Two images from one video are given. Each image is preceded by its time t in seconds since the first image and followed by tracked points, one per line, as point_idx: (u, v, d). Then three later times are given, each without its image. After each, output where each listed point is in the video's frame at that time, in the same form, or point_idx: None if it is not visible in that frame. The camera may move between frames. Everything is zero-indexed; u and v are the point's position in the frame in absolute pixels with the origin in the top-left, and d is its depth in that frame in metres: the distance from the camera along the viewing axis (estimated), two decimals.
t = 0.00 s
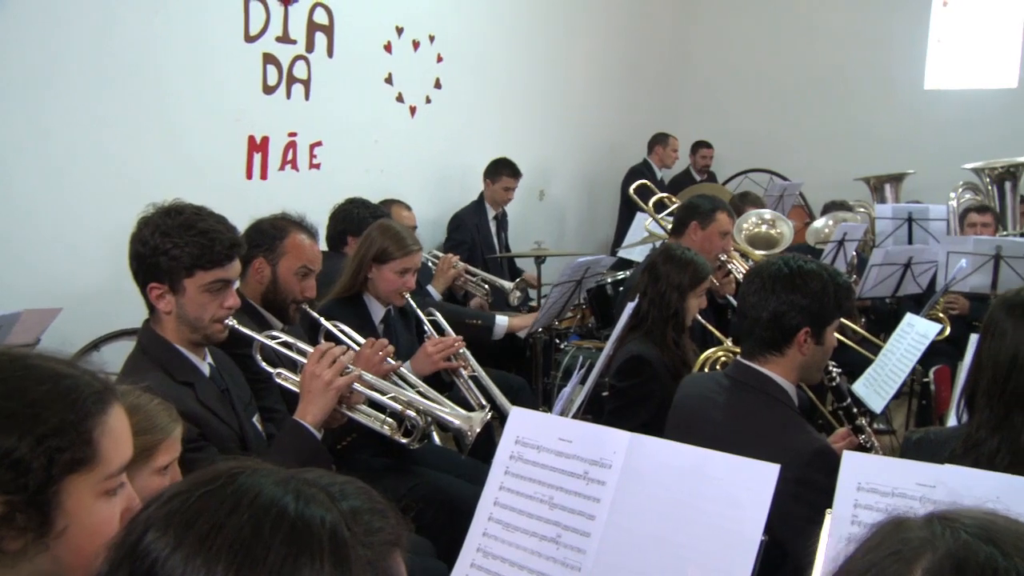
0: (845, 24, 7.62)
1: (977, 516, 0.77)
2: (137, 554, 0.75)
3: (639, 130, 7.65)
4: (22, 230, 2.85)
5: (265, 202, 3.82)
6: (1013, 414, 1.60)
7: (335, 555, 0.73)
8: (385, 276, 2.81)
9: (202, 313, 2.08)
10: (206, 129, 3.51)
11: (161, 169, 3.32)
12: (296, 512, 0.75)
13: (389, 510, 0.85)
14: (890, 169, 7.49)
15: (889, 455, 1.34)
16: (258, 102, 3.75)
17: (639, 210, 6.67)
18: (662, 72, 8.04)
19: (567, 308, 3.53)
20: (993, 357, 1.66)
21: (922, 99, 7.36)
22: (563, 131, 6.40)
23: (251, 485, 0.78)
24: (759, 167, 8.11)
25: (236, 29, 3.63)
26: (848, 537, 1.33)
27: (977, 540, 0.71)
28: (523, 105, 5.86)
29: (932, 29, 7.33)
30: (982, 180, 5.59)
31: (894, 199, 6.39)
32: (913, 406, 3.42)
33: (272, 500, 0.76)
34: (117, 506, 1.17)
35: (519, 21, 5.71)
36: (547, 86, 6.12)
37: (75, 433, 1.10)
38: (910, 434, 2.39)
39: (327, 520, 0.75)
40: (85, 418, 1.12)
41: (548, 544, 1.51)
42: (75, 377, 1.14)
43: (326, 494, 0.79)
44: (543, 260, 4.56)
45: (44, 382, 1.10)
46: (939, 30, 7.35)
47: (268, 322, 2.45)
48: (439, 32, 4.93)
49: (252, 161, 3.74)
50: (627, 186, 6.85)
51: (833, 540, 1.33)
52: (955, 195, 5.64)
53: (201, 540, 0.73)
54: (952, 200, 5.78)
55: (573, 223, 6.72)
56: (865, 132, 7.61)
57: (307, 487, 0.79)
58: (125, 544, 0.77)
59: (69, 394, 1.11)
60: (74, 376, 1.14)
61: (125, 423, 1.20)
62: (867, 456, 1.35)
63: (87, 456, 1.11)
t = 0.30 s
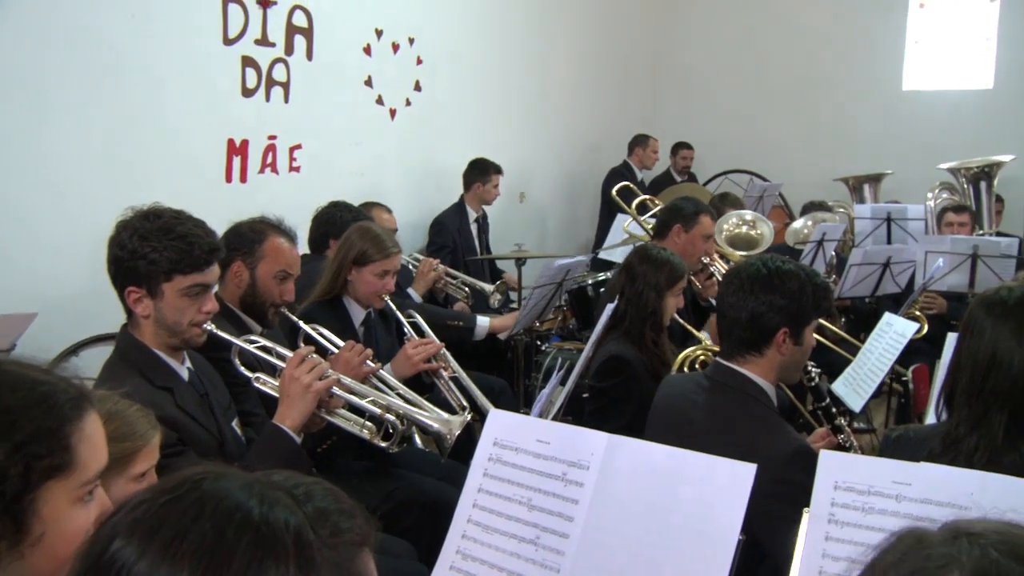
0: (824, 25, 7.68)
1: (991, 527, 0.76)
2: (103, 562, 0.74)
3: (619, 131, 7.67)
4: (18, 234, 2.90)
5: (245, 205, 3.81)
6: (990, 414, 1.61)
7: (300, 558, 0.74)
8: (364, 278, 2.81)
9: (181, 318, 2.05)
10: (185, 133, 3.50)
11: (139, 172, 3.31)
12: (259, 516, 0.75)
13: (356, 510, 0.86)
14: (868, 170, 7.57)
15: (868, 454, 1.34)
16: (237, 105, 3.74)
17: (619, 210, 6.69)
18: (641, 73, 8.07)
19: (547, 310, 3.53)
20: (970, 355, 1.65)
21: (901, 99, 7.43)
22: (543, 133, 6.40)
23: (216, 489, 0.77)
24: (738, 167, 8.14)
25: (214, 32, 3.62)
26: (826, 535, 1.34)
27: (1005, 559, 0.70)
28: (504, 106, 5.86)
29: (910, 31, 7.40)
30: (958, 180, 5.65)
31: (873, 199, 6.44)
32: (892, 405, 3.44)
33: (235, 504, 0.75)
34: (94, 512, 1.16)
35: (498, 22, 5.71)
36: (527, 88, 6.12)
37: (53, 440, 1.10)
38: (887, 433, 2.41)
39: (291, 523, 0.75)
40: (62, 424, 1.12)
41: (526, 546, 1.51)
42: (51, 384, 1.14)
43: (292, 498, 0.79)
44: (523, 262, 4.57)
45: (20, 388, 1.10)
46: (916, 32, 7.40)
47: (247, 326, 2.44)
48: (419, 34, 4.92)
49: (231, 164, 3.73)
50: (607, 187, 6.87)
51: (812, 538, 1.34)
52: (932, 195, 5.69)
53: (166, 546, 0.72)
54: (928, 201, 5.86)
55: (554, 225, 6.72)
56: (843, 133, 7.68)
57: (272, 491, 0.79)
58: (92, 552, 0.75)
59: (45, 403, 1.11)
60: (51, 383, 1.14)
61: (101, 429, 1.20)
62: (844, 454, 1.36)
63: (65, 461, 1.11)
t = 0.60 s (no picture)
0: (812, 26, 7.72)
1: (982, 537, 0.75)
2: (84, 565, 0.73)
3: (608, 132, 7.68)
4: (8, 234, 2.89)
5: (234, 206, 3.80)
6: (977, 414, 1.61)
7: (281, 560, 0.73)
8: (351, 279, 2.81)
9: (168, 319, 2.04)
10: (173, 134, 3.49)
11: (125, 172, 3.29)
12: (241, 518, 0.74)
13: (339, 510, 0.84)
14: (857, 170, 7.61)
15: (856, 455, 1.34)
16: (223, 106, 3.73)
17: (608, 211, 6.70)
18: (629, 74, 8.08)
19: (537, 311, 3.53)
20: (958, 356, 1.66)
21: (889, 100, 7.46)
22: (532, 134, 6.40)
23: (198, 491, 0.77)
24: (727, 168, 8.16)
25: (202, 33, 3.60)
26: (815, 535, 1.34)
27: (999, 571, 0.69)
28: (492, 107, 5.86)
29: (898, 32, 7.43)
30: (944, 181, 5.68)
31: (861, 199, 6.47)
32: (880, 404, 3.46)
33: (217, 505, 0.75)
34: (82, 511, 1.16)
35: (486, 23, 5.70)
36: (516, 88, 6.12)
37: (41, 440, 1.09)
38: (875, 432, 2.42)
39: (273, 524, 0.75)
40: (50, 424, 1.11)
41: (515, 547, 1.51)
42: (39, 384, 1.13)
43: (274, 499, 0.79)
44: (512, 262, 4.56)
45: (6, 388, 1.09)
46: (905, 32, 7.44)
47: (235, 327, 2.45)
48: (407, 35, 4.92)
49: (219, 165, 3.72)
50: (596, 188, 6.87)
51: (801, 539, 1.34)
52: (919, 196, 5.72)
53: (150, 549, 0.72)
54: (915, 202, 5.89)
55: (542, 226, 6.72)
56: (831, 134, 7.72)
57: (254, 492, 0.78)
58: (74, 554, 0.75)
59: (33, 403, 1.10)
60: (38, 383, 1.13)
61: (89, 429, 1.19)
62: (832, 454, 1.36)
63: (52, 461, 1.10)
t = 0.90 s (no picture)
0: (808, 26, 7.73)
1: (940, 542, 0.74)
2: (72, 568, 0.74)
3: (603, 132, 7.68)
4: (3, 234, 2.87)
5: (230, 206, 3.79)
6: (971, 415, 1.61)
7: (267, 563, 0.73)
8: (345, 278, 2.81)
9: (164, 319, 2.03)
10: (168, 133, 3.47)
11: (121, 172, 3.28)
12: (227, 521, 0.74)
13: (328, 510, 0.84)
14: (853, 170, 7.62)
15: (854, 455, 1.34)
16: (219, 106, 3.72)
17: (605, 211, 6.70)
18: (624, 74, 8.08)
19: (534, 310, 3.53)
20: (951, 356, 1.66)
21: (885, 101, 7.48)
22: (529, 133, 6.40)
23: (186, 493, 0.77)
24: (724, 168, 8.17)
25: (198, 32, 3.59)
26: (813, 536, 1.34)
27: None
28: (489, 106, 5.86)
29: (895, 32, 7.44)
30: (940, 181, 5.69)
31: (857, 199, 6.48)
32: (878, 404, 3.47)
33: (203, 508, 0.75)
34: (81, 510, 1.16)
35: (482, 22, 5.69)
36: (513, 88, 6.12)
37: (40, 438, 1.09)
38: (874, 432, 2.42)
39: (259, 526, 0.75)
40: (48, 423, 1.11)
41: (513, 548, 1.51)
42: (37, 383, 1.14)
43: (261, 500, 0.78)
44: (509, 261, 4.56)
45: (5, 387, 1.09)
46: (902, 32, 7.46)
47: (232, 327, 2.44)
48: (403, 35, 4.91)
49: (215, 165, 3.71)
50: (593, 188, 6.87)
51: (799, 540, 1.34)
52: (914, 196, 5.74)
53: (134, 553, 0.72)
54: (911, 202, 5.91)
55: (539, 226, 6.72)
56: (827, 134, 7.73)
57: (240, 493, 0.78)
58: (62, 557, 0.75)
59: (32, 402, 1.11)
60: (36, 382, 1.13)
61: (86, 427, 1.19)
62: (829, 455, 1.36)
63: (51, 459, 1.10)
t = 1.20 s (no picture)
0: (803, 25, 7.74)
1: (895, 540, 0.75)
2: (50, 574, 0.73)
3: (598, 130, 7.67)
4: None
5: (224, 205, 3.78)
6: (962, 413, 1.62)
7: (250, 565, 0.73)
8: (334, 275, 2.82)
9: (159, 320, 2.02)
10: (161, 133, 3.47)
11: (114, 171, 3.27)
12: (208, 524, 0.74)
13: (312, 513, 0.85)
14: (848, 168, 7.63)
15: (848, 454, 1.34)
16: (213, 105, 3.71)
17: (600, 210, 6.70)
18: (619, 72, 8.08)
19: (528, 310, 3.53)
20: (940, 355, 1.66)
21: (879, 99, 7.49)
22: (524, 131, 6.39)
23: (167, 495, 0.77)
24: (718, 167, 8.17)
25: (192, 31, 3.58)
26: (807, 535, 1.33)
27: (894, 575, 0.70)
28: (484, 105, 5.85)
29: (889, 31, 7.47)
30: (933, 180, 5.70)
31: (851, 198, 6.49)
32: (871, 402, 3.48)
33: (185, 512, 0.75)
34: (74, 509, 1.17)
35: (477, 20, 5.69)
36: (508, 87, 6.11)
37: (32, 437, 1.11)
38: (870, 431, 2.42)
39: (241, 530, 0.75)
40: (42, 423, 1.12)
41: (507, 548, 1.50)
42: (30, 383, 1.15)
43: (244, 503, 0.79)
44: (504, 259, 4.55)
45: None
46: (896, 32, 7.48)
47: (226, 327, 2.44)
48: (399, 33, 4.91)
49: (209, 164, 3.70)
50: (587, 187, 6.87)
51: (791, 540, 1.34)
52: (909, 195, 5.74)
53: (112, 559, 0.72)
54: (904, 202, 5.93)
55: (534, 225, 6.72)
56: (822, 133, 7.75)
57: (223, 496, 0.78)
58: (40, 562, 0.75)
59: (25, 401, 1.12)
60: (30, 383, 1.14)
61: (79, 427, 1.20)
62: (824, 455, 1.36)
63: (44, 459, 1.12)
